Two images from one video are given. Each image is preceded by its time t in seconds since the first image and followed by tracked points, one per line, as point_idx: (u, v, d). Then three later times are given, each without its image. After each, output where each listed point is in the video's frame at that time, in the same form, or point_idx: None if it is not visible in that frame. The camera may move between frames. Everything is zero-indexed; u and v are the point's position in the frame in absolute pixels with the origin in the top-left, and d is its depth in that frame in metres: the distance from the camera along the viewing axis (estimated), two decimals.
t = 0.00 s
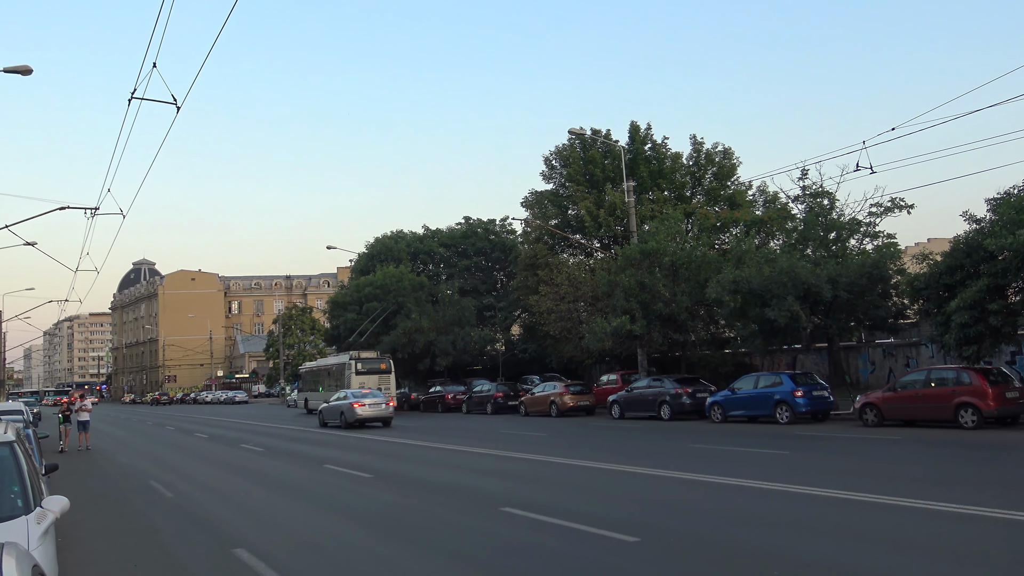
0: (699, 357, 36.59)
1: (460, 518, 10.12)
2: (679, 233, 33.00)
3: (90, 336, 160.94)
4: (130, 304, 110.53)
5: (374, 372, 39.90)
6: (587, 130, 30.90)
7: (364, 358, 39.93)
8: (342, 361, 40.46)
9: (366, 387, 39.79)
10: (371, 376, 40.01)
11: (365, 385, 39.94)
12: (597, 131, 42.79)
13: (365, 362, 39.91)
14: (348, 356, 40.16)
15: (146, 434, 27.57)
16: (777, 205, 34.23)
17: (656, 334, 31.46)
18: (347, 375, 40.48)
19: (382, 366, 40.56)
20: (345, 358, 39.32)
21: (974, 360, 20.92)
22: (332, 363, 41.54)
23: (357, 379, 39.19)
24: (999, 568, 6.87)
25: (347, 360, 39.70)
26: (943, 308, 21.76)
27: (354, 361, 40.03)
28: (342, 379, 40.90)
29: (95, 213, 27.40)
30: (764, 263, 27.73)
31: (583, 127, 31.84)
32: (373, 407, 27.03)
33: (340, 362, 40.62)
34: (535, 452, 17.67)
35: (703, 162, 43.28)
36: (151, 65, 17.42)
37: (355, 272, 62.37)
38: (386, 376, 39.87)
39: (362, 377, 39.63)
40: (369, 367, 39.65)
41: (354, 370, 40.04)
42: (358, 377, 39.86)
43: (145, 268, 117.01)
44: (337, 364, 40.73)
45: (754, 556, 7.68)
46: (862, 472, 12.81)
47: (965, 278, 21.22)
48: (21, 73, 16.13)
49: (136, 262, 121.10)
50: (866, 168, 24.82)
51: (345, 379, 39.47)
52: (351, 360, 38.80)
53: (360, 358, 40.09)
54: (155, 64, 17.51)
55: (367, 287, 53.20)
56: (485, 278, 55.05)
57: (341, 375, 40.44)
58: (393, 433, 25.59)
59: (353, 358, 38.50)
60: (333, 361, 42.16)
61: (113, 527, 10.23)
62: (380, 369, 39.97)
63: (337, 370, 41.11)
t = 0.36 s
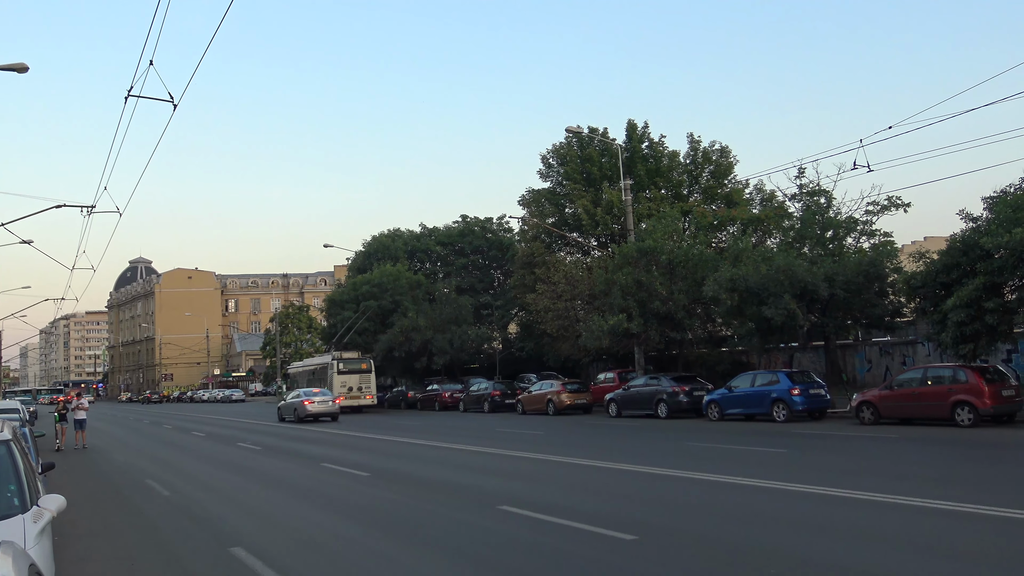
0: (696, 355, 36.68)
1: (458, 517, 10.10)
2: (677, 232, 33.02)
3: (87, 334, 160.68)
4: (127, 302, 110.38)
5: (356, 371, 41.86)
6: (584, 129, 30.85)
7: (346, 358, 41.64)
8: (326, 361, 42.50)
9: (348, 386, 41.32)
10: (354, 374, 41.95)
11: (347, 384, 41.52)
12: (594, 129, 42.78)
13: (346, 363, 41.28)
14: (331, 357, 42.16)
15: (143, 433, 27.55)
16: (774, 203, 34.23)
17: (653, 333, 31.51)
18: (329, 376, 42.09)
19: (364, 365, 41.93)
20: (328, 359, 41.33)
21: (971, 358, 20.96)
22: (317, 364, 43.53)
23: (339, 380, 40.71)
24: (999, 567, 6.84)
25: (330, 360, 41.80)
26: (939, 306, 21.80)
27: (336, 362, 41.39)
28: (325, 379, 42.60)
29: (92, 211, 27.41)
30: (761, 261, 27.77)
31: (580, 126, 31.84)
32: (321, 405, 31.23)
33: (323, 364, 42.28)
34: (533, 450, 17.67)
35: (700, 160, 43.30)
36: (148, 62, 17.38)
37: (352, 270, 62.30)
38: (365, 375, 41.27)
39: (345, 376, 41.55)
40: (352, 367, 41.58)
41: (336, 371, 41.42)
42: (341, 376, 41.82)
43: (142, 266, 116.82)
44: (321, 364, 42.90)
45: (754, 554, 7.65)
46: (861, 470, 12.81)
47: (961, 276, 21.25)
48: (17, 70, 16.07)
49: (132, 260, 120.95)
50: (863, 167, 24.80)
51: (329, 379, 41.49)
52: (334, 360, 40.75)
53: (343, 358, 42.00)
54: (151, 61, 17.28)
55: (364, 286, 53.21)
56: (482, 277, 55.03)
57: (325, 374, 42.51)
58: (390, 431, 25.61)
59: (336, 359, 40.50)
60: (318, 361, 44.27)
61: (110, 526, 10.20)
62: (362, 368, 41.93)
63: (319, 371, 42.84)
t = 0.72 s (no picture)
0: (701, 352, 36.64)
1: (464, 514, 10.10)
2: (681, 229, 32.99)
3: (92, 333, 161.14)
4: (132, 300, 110.52)
5: (348, 370, 43.55)
6: (588, 125, 30.83)
7: (339, 357, 43.10)
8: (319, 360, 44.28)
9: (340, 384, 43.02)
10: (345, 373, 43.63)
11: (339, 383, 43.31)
12: (598, 126, 42.72)
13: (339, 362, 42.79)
14: (323, 357, 43.86)
15: (149, 430, 27.64)
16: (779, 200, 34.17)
17: (657, 331, 31.49)
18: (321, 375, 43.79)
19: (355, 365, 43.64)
20: (320, 358, 43.12)
21: (977, 355, 20.89)
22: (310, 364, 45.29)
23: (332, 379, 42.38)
24: (1007, 566, 6.79)
25: (322, 359, 43.58)
26: (945, 303, 21.72)
27: (329, 361, 43.00)
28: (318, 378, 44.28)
29: (97, 210, 27.45)
30: (766, 259, 27.72)
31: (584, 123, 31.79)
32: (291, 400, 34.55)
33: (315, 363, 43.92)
34: (538, 448, 17.64)
35: (704, 157, 43.22)
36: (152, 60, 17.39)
37: (357, 268, 62.37)
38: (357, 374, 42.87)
39: (337, 374, 43.17)
40: (343, 365, 43.26)
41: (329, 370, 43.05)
42: (333, 374, 43.48)
43: (147, 265, 117.03)
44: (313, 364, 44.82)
45: (759, 552, 7.61)
46: (868, 467, 12.75)
47: (967, 273, 21.18)
48: (22, 69, 16.11)
49: (138, 259, 121.23)
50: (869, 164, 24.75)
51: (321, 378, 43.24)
52: (325, 359, 42.42)
53: (335, 357, 43.64)
54: (155, 60, 17.25)
55: (369, 284, 53.32)
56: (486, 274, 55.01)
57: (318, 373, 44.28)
58: (394, 429, 25.65)
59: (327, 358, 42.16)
60: (311, 361, 46.07)
61: (116, 524, 10.21)
62: (354, 367, 43.47)
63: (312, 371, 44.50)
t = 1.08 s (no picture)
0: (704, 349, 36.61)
1: (466, 511, 10.11)
2: (684, 226, 32.99)
3: (96, 330, 161.40)
4: (136, 297, 110.54)
5: (340, 368, 45.03)
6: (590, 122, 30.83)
7: (330, 354, 44.50)
8: (312, 359, 45.91)
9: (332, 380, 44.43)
10: (337, 370, 45.15)
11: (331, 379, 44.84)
12: (601, 123, 42.69)
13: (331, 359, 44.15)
14: (317, 355, 45.48)
15: (152, 426, 27.73)
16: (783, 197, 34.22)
17: (660, 327, 31.50)
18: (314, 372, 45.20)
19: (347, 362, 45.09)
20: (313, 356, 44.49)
21: (980, 352, 20.87)
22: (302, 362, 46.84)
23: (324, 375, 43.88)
24: (1013, 564, 6.76)
25: (315, 357, 45.22)
26: (949, 300, 21.68)
27: (322, 358, 44.43)
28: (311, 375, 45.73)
29: (100, 207, 27.48)
30: (769, 255, 27.70)
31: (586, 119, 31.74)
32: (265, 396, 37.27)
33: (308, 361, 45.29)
34: (541, 444, 17.66)
35: (707, 154, 43.16)
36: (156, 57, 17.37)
37: (360, 265, 62.43)
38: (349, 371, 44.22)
39: (330, 371, 44.62)
40: (335, 363, 44.80)
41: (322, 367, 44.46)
42: (325, 372, 44.97)
43: (150, 261, 117.12)
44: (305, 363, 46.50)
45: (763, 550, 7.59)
46: (871, 465, 12.73)
47: (971, 269, 21.13)
48: (25, 66, 16.14)
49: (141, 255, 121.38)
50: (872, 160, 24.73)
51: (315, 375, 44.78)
52: (318, 357, 44.02)
53: (328, 355, 45.16)
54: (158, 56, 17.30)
55: (372, 280, 53.41)
56: (489, 271, 54.99)
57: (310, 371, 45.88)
58: (398, 425, 25.74)
59: (320, 355, 43.73)
60: (304, 359, 47.71)
61: (120, 520, 10.23)
62: (346, 364, 44.82)
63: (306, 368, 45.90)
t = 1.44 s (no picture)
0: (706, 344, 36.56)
1: (469, 508, 10.12)
2: (685, 222, 32.99)
3: (98, 330, 161.48)
4: (138, 297, 110.54)
5: (332, 367, 46.41)
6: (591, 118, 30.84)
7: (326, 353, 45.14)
8: (305, 359, 47.51)
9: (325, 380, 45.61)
10: (330, 369, 46.54)
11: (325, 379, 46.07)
12: (601, 119, 42.65)
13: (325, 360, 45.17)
14: (310, 355, 47.08)
15: (155, 426, 27.73)
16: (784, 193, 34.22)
17: (662, 323, 31.47)
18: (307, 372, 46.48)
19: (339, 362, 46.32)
20: (307, 356, 45.59)
21: (983, 346, 20.83)
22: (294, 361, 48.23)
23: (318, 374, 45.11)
24: (1016, 558, 6.73)
25: (308, 357, 46.79)
26: (951, 293, 21.66)
27: (315, 359, 45.55)
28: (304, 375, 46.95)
29: (100, 207, 27.48)
30: (771, 250, 27.68)
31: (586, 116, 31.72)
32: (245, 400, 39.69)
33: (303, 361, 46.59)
34: (543, 441, 17.67)
35: (708, 150, 43.12)
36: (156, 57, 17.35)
37: (361, 263, 62.47)
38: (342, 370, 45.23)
39: (323, 370, 45.94)
40: (328, 362, 45.97)
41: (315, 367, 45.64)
42: (318, 371, 46.34)
43: (152, 261, 117.03)
44: (298, 363, 48.05)
45: (766, 545, 7.57)
46: (873, 459, 12.73)
47: (973, 263, 21.11)
48: (25, 67, 16.13)
49: (143, 255, 121.35)
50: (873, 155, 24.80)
51: (308, 374, 46.33)
52: (311, 356, 45.03)
53: (320, 355, 46.61)
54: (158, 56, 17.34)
55: (373, 278, 53.47)
56: (490, 268, 54.99)
57: (304, 370, 46.89)
58: (401, 423, 25.79)
59: (314, 355, 44.98)
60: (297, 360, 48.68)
61: (123, 519, 10.23)
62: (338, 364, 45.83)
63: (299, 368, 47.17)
